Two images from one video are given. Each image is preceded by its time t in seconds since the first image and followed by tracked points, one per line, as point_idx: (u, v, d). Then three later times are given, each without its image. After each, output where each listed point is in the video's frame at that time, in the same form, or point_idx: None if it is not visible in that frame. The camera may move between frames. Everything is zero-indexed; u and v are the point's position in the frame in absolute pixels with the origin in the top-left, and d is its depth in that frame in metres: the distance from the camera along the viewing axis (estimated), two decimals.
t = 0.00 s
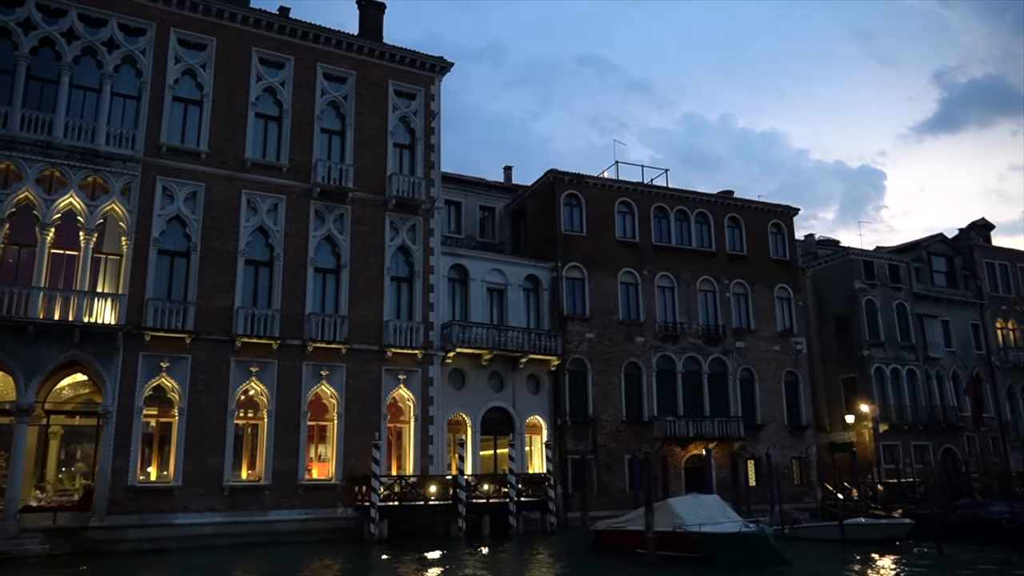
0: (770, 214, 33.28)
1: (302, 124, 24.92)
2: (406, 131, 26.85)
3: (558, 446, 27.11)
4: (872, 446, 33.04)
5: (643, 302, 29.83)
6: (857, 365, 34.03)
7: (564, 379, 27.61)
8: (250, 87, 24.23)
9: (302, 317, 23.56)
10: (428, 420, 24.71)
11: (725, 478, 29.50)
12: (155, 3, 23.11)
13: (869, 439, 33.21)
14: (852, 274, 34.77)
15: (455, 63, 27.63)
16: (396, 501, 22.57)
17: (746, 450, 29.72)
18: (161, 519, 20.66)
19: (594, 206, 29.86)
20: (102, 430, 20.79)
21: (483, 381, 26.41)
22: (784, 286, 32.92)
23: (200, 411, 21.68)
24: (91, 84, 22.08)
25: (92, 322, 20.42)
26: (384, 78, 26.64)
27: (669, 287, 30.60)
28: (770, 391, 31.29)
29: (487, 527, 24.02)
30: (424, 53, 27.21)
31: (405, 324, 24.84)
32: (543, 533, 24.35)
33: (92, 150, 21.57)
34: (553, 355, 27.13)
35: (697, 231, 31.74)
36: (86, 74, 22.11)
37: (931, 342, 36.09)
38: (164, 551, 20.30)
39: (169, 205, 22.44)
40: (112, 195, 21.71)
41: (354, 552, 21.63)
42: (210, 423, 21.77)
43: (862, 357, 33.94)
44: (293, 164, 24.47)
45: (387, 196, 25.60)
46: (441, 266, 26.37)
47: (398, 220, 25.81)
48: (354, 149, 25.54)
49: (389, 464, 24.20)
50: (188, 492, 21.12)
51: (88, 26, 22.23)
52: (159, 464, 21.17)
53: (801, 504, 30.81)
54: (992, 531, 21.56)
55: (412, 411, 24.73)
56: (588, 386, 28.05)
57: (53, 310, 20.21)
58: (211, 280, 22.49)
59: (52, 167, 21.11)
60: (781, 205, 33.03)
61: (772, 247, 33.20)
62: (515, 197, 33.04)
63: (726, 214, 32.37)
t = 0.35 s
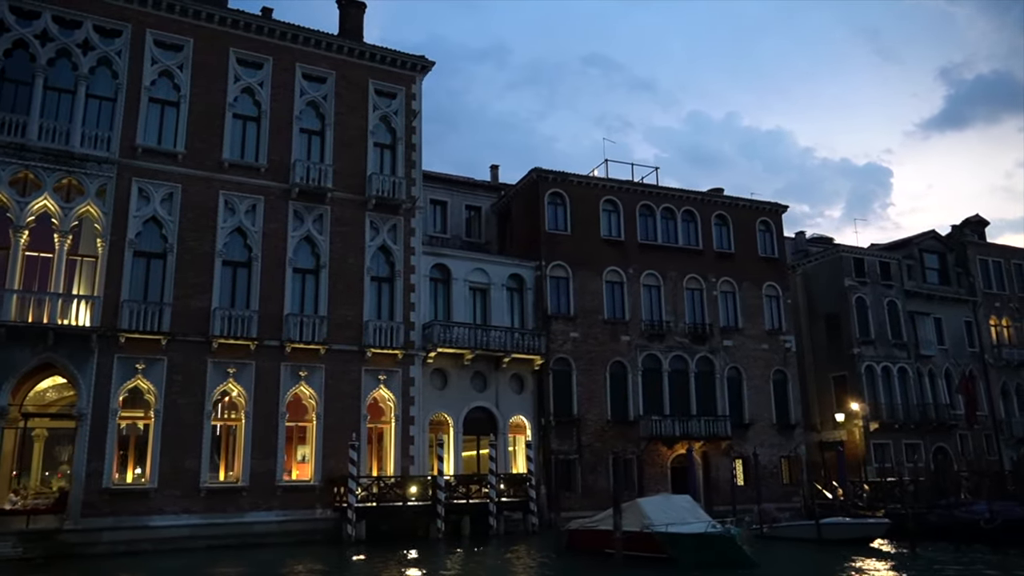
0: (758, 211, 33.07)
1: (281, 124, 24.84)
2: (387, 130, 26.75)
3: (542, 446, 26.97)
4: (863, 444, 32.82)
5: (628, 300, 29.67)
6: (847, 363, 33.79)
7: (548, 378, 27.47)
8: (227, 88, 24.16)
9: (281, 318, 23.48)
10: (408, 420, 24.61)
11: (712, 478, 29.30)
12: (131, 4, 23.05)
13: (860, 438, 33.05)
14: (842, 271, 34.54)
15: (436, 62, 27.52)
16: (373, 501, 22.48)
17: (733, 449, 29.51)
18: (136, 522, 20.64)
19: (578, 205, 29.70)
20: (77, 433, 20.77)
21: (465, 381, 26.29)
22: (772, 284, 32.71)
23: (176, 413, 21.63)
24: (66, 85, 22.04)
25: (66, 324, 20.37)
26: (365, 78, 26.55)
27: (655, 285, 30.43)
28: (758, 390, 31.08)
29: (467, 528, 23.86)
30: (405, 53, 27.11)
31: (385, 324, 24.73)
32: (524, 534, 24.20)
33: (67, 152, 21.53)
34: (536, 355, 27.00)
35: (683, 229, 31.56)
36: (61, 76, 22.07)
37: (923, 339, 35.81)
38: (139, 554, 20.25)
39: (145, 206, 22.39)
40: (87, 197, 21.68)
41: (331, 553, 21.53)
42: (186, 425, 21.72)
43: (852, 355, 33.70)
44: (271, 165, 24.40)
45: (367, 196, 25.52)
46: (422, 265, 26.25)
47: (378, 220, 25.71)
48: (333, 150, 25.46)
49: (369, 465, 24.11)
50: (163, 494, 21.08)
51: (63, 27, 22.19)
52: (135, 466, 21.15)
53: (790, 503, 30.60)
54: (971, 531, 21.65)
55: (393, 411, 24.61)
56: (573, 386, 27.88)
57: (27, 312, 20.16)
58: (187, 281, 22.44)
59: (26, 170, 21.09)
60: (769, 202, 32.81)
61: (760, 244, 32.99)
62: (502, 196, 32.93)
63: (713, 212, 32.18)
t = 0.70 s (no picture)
0: (748, 204, 32.80)
1: (261, 121, 24.75)
2: (369, 126, 26.62)
3: (527, 442, 26.84)
4: (854, 438, 32.51)
5: (615, 295, 29.49)
6: (839, 356, 33.54)
7: (533, 374, 27.33)
8: (206, 85, 24.07)
9: (261, 315, 23.41)
10: (391, 417, 24.52)
11: (700, 473, 29.14)
12: (107, 2, 22.98)
13: (852, 431, 32.65)
14: (834, 264, 34.26)
15: (419, 57, 27.36)
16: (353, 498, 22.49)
17: (721, 444, 29.34)
18: (114, 520, 20.64)
19: (564, 199, 29.50)
20: (55, 432, 20.77)
21: (449, 377, 26.17)
22: (762, 277, 32.46)
23: (155, 411, 21.61)
24: (42, 85, 22.02)
25: (42, 324, 20.36)
26: (346, 74, 26.43)
27: (643, 280, 30.25)
28: (748, 384, 30.86)
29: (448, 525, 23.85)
30: (386, 48, 26.97)
31: (366, 321, 24.63)
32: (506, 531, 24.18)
33: (43, 152, 21.51)
34: (520, 351, 26.86)
35: (672, 223, 31.33)
36: (37, 75, 22.03)
37: (917, 332, 35.52)
38: (117, 552, 20.26)
39: (122, 205, 22.36)
40: (63, 196, 21.67)
41: (311, 550, 21.50)
42: (165, 424, 21.69)
43: (844, 349, 33.43)
44: (251, 162, 24.32)
45: (348, 192, 25.42)
46: (405, 262, 26.13)
47: (360, 216, 25.60)
48: (314, 146, 25.36)
49: (351, 462, 24.01)
50: (142, 492, 21.08)
51: (39, 27, 22.16)
52: (113, 464, 21.14)
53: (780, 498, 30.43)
54: (948, 526, 21.50)
55: (375, 408, 24.51)
56: (558, 381, 27.73)
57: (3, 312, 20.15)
58: (166, 279, 22.42)
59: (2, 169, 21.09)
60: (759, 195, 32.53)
61: (750, 237, 32.72)
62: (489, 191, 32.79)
63: (702, 205, 31.93)
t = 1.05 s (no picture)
0: (739, 193, 32.54)
1: (243, 115, 24.68)
2: (352, 119, 26.52)
3: (514, 435, 26.77)
4: (847, 429, 32.30)
5: (603, 286, 29.33)
6: (833, 347, 33.30)
7: (520, 366, 27.23)
8: (186, 79, 24.01)
9: (243, 309, 23.38)
10: (375, 410, 24.47)
11: (690, 465, 29.02)
12: None
13: (845, 422, 32.45)
14: (827, 254, 33.98)
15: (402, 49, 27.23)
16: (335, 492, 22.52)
17: (711, 436, 29.19)
18: (96, 515, 20.70)
19: (552, 190, 29.32)
20: (35, 427, 20.83)
21: (434, 370, 26.10)
22: (754, 267, 32.22)
23: (136, 406, 21.64)
24: (20, 80, 22.01)
25: (21, 320, 20.39)
26: (329, 66, 26.32)
27: (632, 271, 30.08)
28: (738, 375, 30.67)
29: (433, 518, 23.85)
30: (369, 40, 26.84)
31: (350, 314, 24.57)
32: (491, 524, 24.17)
33: (21, 148, 21.51)
34: (507, 343, 26.73)
35: (661, 213, 31.12)
36: (15, 71, 22.02)
37: (912, 321, 35.21)
38: (98, 547, 20.32)
39: (102, 200, 22.35)
40: (42, 191, 21.69)
41: (293, 544, 21.53)
42: (147, 418, 21.72)
43: (837, 339, 33.17)
44: (232, 156, 24.27)
45: (331, 185, 25.34)
46: (389, 255, 26.05)
47: (344, 209, 25.52)
48: (297, 140, 25.29)
49: (335, 456, 24.02)
50: (123, 487, 21.13)
51: (16, 22, 22.15)
52: (95, 459, 21.19)
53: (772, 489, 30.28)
54: (926, 518, 21.34)
55: (359, 401, 24.48)
56: (546, 374, 27.62)
57: None
58: (147, 274, 22.42)
59: None
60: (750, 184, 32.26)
61: (742, 227, 32.47)
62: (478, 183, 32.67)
63: (692, 195, 31.70)
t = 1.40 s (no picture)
0: (729, 183, 32.27)
1: (224, 107, 24.59)
2: (335, 111, 26.40)
3: (499, 427, 26.69)
4: (840, 420, 32.10)
5: (591, 277, 29.17)
6: (825, 337, 33.07)
7: (506, 358, 27.13)
8: (166, 71, 23.94)
9: (225, 302, 23.35)
10: (358, 402, 24.42)
11: (679, 456, 28.89)
12: None
13: (838, 413, 32.25)
14: (820, 244, 33.71)
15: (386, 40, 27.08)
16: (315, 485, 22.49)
17: (700, 427, 29.04)
18: (76, 508, 20.72)
19: (538, 181, 29.14)
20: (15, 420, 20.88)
21: (418, 363, 26.03)
22: (744, 257, 31.98)
23: (116, 399, 21.66)
24: None
25: None
26: (311, 58, 26.19)
27: (620, 262, 29.91)
28: (728, 366, 30.48)
29: (415, 511, 23.82)
30: (353, 31, 26.70)
31: (332, 307, 24.51)
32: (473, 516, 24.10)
33: None
34: (492, 335, 26.62)
35: (650, 204, 30.90)
36: None
37: (906, 311, 34.89)
38: (78, 540, 20.35)
39: (82, 193, 22.33)
40: (21, 185, 21.70)
41: (274, 536, 21.52)
42: (127, 412, 21.73)
43: (830, 329, 32.92)
44: (213, 148, 24.20)
45: (313, 177, 25.25)
46: (373, 247, 25.97)
47: (326, 201, 25.43)
48: (278, 132, 25.21)
49: (318, 448, 23.99)
50: (104, 480, 21.13)
51: None
52: (75, 452, 21.23)
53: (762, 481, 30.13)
54: (903, 510, 22.28)
55: (342, 394, 24.42)
56: (532, 365, 27.52)
57: None
58: (127, 267, 22.40)
59: None
60: (740, 174, 31.98)
61: (732, 217, 32.21)
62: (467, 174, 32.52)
63: (681, 185, 31.46)
